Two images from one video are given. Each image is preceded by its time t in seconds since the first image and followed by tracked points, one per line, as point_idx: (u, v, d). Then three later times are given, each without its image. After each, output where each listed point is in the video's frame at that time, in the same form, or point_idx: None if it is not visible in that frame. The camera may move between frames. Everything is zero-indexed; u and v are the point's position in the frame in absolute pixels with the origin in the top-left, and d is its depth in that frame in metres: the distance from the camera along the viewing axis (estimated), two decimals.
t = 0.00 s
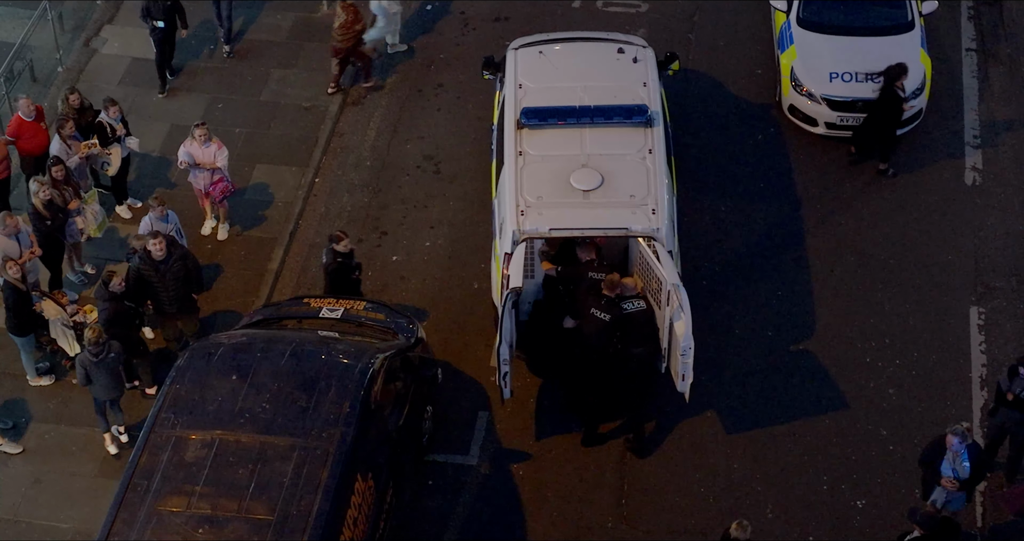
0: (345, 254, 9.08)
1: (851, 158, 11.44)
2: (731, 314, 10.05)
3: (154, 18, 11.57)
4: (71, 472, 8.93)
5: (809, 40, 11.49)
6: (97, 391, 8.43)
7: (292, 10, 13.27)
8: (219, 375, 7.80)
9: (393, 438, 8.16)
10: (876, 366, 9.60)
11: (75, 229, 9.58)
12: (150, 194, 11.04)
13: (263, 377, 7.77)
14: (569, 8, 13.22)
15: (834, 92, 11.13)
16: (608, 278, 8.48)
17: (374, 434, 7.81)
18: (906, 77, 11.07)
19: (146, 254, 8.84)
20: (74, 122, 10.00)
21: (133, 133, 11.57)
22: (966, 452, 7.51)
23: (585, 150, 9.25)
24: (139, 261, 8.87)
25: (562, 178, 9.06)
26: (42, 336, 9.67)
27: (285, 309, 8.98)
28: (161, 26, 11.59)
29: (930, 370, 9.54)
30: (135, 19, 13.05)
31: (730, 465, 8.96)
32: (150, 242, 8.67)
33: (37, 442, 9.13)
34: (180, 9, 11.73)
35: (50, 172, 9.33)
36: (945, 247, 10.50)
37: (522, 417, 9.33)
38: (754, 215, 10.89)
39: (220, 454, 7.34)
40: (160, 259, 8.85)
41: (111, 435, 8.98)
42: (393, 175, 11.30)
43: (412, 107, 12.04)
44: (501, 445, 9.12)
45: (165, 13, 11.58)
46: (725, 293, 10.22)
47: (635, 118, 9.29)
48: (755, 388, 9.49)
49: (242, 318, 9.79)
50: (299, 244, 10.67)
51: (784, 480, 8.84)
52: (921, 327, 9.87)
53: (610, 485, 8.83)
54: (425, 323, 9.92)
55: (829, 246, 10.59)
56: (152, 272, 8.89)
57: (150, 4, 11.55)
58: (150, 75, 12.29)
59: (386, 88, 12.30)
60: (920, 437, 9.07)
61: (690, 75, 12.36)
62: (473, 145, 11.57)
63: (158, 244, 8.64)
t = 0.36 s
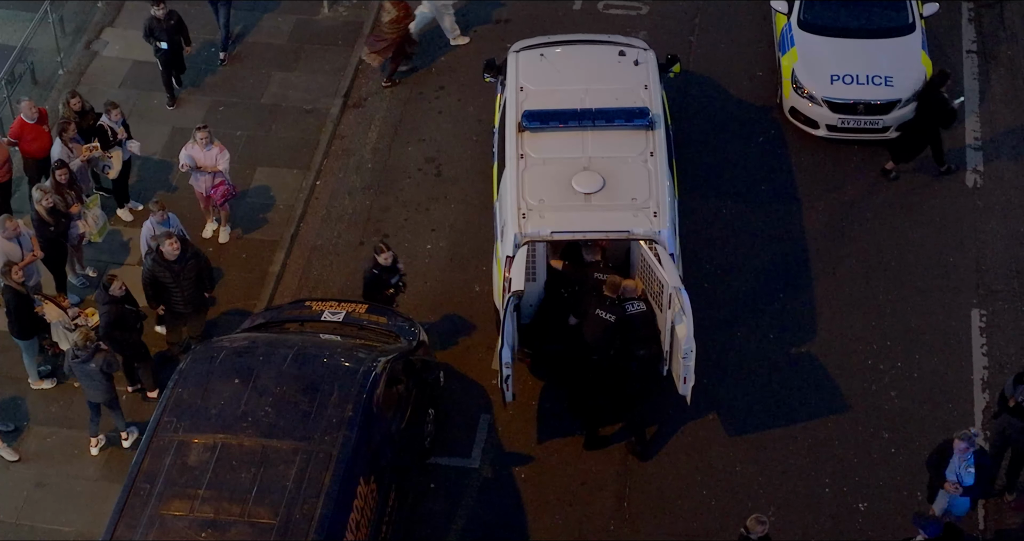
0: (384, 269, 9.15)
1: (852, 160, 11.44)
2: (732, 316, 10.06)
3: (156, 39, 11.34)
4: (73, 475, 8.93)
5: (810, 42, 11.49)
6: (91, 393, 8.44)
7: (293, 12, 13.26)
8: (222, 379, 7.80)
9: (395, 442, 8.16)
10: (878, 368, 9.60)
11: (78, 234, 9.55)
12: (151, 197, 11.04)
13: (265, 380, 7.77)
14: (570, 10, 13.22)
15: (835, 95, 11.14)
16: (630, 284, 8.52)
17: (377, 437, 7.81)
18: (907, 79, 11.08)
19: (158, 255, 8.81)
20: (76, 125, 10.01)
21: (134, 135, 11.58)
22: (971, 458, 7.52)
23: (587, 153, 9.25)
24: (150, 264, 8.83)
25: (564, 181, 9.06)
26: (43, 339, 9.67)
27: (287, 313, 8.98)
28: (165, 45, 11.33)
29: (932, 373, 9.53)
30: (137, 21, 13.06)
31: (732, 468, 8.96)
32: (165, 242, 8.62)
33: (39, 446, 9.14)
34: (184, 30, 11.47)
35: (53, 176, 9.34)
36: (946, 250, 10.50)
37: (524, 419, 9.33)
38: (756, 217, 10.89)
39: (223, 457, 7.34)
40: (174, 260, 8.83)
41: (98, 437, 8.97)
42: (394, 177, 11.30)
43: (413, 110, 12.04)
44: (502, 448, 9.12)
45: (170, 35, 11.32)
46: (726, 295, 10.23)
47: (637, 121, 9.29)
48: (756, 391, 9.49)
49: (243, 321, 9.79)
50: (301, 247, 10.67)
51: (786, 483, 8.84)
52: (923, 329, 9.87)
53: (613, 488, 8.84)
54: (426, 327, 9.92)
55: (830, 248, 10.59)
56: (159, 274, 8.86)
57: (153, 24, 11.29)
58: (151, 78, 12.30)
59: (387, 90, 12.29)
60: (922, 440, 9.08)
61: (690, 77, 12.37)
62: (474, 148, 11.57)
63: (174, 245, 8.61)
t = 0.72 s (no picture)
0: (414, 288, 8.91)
1: (851, 163, 11.45)
2: (732, 320, 10.06)
3: (168, 59, 11.14)
4: (72, 480, 8.92)
5: (810, 46, 11.50)
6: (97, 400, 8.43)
7: (292, 16, 13.26)
8: (222, 384, 7.80)
9: (395, 446, 8.16)
10: (877, 372, 9.60)
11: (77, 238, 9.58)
12: (151, 201, 11.04)
13: (265, 386, 7.77)
14: (569, 14, 13.23)
15: (834, 98, 11.14)
16: (631, 287, 8.63)
17: (376, 442, 7.80)
18: (906, 83, 11.08)
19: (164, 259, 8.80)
20: (76, 130, 10.03)
21: (133, 139, 11.57)
22: (972, 465, 7.55)
23: (586, 158, 9.26)
24: (153, 268, 8.86)
25: (564, 186, 9.08)
26: (42, 344, 9.66)
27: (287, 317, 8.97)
28: (176, 66, 11.16)
29: (931, 377, 9.54)
30: (136, 25, 13.05)
31: (732, 472, 8.96)
32: (171, 246, 8.62)
33: (38, 450, 9.13)
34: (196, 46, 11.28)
35: (53, 180, 9.37)
36: (946, 253, 10.50)
37: (524, 424, 9.33)
38: (755, 221, 10.90)
39: (223, 463, 7.34)
40: (177, 263, 8.83)
41: (98, 441, 9.00)
42: (393, 181, 11.30)
43: (412, 114, 12.04)
44: (502, 452, 9.12)
45: (181, 55, 11.13)
46: (726, 299, 10.23)
47: (636, 126, 9.29)
48: (756, 395, 9.50)
49: (243, 325, 9.78)
50: (300, 251, 10.67)
51: (786, 487, 8.84)
52: (922, 333, 9.87)
53: (612, 493, 8.84)
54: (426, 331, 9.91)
55: (829, 252, 10.60)
56: (161, 278, 8.86)
57: (165, 43, 11.09)
58: (151, 82, 12.29)
59: (387, 94, 12.29)
60: (922, 444, 9.08)
61: (690, 80, 12.37)
62: (474, 152, 11.57)
63: (179, 249, 8.60)
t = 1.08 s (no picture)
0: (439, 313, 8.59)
1: (851, 165, 11.46)
2: (732, 322, 10.07)
3: (175, 74, 10.88)
4: (73, 483, 8.92)
5: (809, 48, 11.51)
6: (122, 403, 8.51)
7: (292, 18, 13.26)
8: (222, 388, 7.80)
9: (396, 449, 8.17)
10: (877, 374, 9.62)
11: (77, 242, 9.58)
12: (151, 204, 11.04)
13: (265, 389, 7.77)
14: (568, 16, 13.24)
15: (834, 100, 11.15)
16: (633, 291, 8.45)
17: (377, 445, 7.81)
18: (906, 85, 11.09)
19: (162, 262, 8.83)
20: (76, 133, 10.03)
21: (133, 141, 11.57)
22: (972, 468, 7.59)
23: (587, 161, 9.27)
24: (152, 270, 8.88)
25: (563, 189, 9.09)
26: (43, 347, 9.66)
27: (287, 320, 8.97)
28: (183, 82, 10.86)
29: (932, 379, 9.55)
30: (136, 27, 13.06)
31: (732, 475, 8.97)
32: (167, 247, 8.65)
33: (39, 453, 9.13)
34: (206, 64, 11.01)
35: (52, 183, 9.36)
36: (946, 255, 10.51)
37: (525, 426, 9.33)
38: (754, 223, 10.91)
39: (224, 466, 7.34)
40: (177, 264, 8.84)
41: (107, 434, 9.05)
42: (394, 184, 11.31)
43: (412, 116, 12.04)
44: (503, 455, 9.12)
45: (189, 72, 10.86)
46: (726, 301, 10.24)
47: (636, 129, 9.31)
48: (756, 397, 9.51)
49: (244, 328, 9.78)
50: (300, 254, 10.67)
51: (787, 489, 8.85)
52: (922, 335, 9.89)
53: (613, 495, 8.84)
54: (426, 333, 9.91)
55: (828, 254, 10.61)
56: (161, 280, 8.87)
57: (174, 58, 10.85)
58: (151, 84, 12.29)
59: (387, 96, 12.29)
60: (922, 446, 9.09)
61: (689, 82, 12.38)
62: (474, 155, 11.58)
63: (177, 249, 8.64)
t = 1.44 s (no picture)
0: (461, 344, 8.65)
1: (853, 168, 11.47)
2: (735, 325, 10.08)
3: (176, 98, 10.86)
4: (76, 486, 8.93)
5: (811, 50, 11.52)
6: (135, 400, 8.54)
7: (294, 21, 13.26)
8: (226, 391, 7.80)
9: (400, 452, 8.18)
10: (880, 377, 9.63)
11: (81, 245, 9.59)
12: (154, 207, 11.05)
13: (269, 392, 7.78)
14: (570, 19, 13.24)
15: (835, 103, 11.17)
16: (636, 293, 8.55)
17: (380, 449, 7.82)
18: (908, 88, 11.11)
19: (156, 266, 8.85)
20: (78, 136, 10.04)
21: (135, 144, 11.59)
22: (976, 471, 7.60)
23: (590, 164, 9.28)
24: (147, 272, 8.90)
25: (566, 192, 9.11)
26: (46, 349, 9.67)
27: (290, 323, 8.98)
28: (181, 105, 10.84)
29: (934, 381, 9.57)
30: (138, 29, 13.07)
31: (735, 477, 8.98)
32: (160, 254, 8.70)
33: (42, 456, 9.13)
34: (208, 89, 10.93)
35: (55, 187, 9.37)
36: (947, 257, 10.53)
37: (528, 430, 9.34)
38: (756, 226, 10.92)
39: (228, 470, 7.35)
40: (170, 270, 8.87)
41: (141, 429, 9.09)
42: (396, 186, 11.32)
43: (414, 119, 12.05)
44: (506, 458, 9.13)
45: (189, 96, 10.83)
46: (728, 304, 10.25)
47: (639, 131, 9.32)
48: (759, 399, 9.52)
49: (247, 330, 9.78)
50: (303, 256, 10.68)
51: (790, 491, 8.86)
52: (924, 337, 9.90)
53: (616, 497, 8.86)
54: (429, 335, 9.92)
55: (830, 257, 10.62)
56: (157, 284, 8.89)
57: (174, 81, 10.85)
58: (153, 87, 12.30)
59: (389, 98, 12.29)
60: (925, 448, 9.10)
61: (691, 84, 12.39)
62: (476, 157, 11.59)
63: (169, 257, 8.67)
